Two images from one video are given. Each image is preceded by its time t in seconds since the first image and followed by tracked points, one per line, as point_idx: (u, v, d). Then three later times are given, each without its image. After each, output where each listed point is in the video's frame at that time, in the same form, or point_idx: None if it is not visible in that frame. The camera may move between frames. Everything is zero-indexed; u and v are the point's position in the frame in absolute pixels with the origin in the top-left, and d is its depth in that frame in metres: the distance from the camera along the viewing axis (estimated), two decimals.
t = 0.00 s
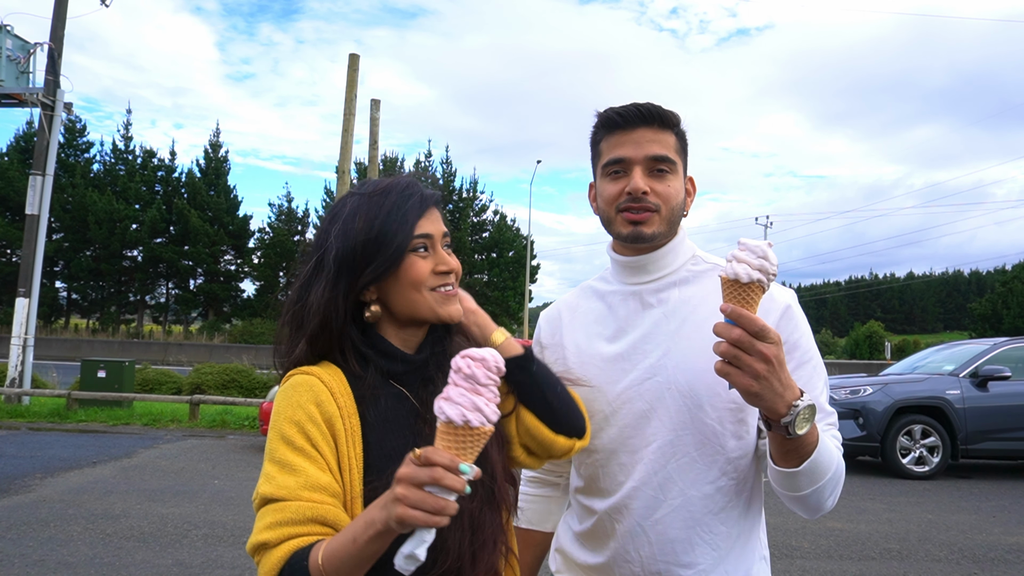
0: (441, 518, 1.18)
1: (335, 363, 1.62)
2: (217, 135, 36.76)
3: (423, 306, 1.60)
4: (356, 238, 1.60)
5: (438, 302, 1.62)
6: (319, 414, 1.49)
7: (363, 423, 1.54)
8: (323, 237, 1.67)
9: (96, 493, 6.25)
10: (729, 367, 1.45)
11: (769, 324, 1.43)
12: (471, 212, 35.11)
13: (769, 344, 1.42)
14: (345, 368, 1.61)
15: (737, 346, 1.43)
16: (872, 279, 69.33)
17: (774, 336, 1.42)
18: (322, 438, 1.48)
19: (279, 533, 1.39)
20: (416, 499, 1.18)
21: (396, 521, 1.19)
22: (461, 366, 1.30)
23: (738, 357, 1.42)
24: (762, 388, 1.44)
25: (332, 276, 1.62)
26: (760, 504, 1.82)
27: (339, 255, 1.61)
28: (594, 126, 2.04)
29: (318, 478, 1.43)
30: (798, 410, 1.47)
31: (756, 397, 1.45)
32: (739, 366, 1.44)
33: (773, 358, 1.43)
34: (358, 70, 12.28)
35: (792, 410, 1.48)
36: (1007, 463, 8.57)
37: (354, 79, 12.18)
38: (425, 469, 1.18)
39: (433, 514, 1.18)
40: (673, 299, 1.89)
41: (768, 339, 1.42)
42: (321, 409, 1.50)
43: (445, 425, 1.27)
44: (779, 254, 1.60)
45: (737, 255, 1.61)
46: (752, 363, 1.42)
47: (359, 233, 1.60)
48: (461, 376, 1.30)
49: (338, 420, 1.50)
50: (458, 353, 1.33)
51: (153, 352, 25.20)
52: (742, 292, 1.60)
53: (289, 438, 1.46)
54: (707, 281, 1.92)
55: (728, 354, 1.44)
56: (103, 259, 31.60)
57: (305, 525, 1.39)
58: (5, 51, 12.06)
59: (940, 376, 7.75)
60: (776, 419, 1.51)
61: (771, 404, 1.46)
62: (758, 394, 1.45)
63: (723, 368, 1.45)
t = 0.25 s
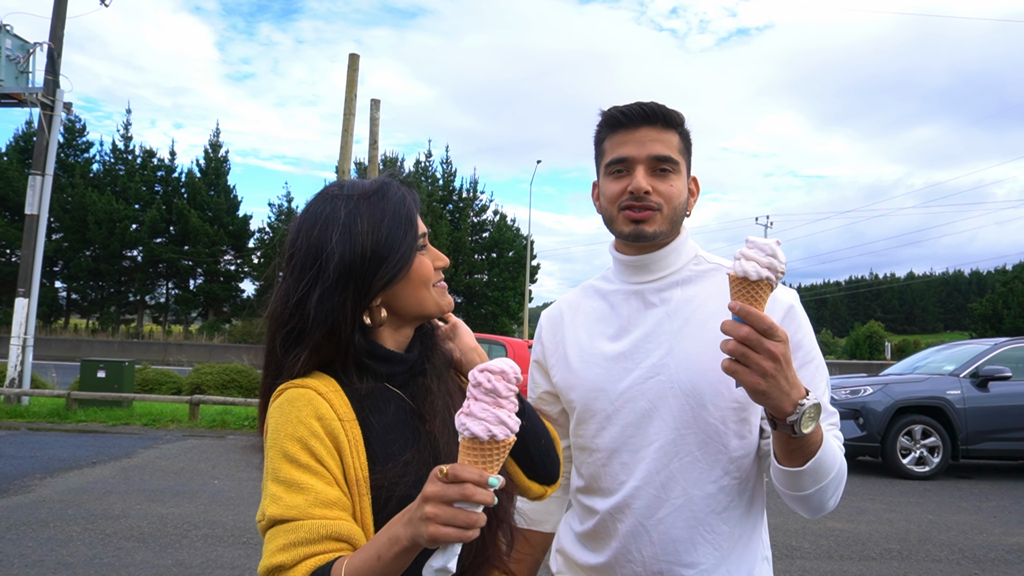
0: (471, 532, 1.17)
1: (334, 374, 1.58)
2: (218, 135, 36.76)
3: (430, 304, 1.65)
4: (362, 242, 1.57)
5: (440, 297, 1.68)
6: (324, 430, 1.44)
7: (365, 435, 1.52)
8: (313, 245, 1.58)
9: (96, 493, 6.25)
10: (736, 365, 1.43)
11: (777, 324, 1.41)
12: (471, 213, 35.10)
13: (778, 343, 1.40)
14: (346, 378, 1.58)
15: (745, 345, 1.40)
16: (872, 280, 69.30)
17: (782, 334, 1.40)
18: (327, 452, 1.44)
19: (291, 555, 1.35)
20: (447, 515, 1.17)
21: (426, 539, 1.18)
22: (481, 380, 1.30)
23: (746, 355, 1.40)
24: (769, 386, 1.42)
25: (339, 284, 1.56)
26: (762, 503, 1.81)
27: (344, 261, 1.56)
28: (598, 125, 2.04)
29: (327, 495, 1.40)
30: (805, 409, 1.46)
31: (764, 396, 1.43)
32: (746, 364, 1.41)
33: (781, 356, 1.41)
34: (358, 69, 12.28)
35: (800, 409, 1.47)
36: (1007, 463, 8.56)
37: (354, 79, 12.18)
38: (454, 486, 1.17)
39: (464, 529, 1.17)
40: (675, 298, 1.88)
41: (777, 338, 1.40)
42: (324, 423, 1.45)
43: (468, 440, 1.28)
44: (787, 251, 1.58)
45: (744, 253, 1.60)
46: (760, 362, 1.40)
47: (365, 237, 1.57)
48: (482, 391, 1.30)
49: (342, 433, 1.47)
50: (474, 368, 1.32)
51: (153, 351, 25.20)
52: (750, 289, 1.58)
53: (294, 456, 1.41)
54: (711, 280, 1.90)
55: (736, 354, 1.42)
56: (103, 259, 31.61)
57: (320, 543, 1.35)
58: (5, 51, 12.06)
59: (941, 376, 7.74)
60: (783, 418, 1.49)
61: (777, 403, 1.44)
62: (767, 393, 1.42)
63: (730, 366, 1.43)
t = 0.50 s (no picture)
0: (468, 543, 1.19)
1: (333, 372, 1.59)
2: (218, 135, 36.75)
3: (432, 299, 1.67)
4: (363, 235, 1.59)
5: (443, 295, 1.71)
6: (323, 431, 1.44)
7: (365, 439, 1.52)
8: (313, 240, 1.60)
9: (96, 493, 6.26)
10: (740, 366, 1.44)
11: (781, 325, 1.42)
12: (471, 213, 35.10)
13: (782, 344, 1.41)
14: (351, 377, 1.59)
15: (749, 346, 1.41)
16: (872, 280, 69.33)
17: (786, 335, 1.41)
18: (327, 454, 1.44)
19: (289, 557, 1.35)
20: (446, 527, 1.17)
21: (424, 551, 1.18)
22: (486, 393, 1.29)
23: (750, 356, 1.41)
24: (773, 387, 1.43)
25: (341, 277, 1.57)
26: (765, 503, 1.81)
27: (345, 253, 1.57)
28: (605, 124, 2.04)
29: (326, 497, 1.40)
30: (808, 411, 1.47)
31: (767, 396, 1.44)
32: (750, 365, 1.42)
33: (785, 357, 1.42)
34: (358, 70, 12.29)
35: (803, 410, 1.47)
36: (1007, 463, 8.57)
37: (354, 79, 12.18)
38: (455, 498, 1.18)
39: (461, 542, 1.18)
40: (678, 299, 1.90)
41: (781, 340, 1.41)
42: (325, 426, 1.45)
43: (471, 452, 1.29)
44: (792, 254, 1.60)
45: (749, 255, 1.61)
46: (764, 362, 1.41)
47: (367, 230, 1.59)
48: (487, 404, 1.30)
49: (341, 435, 1.47)
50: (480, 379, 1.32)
51: (153, 352, 25.22)
52: (755, 291, 1.59)
53: (294, 456, 1.41)
54: (714, 281, 1.92)
55: (739, 354, 1.43)
56: (103, 258, 31.61)
57: (316, 546, 1.35)
58: (5, 51, 12.06)
59: (941, 376, 7.75)
60: (787, 419, 1.50)
61: (782, 404, 1.45)
62: (770, 393, 1.43)
63: (734, 367, 1.44)
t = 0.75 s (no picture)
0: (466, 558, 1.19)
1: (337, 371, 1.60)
2: (218, 135, 36.76)
3: (446, 305, 1.65)
4: (383, 233, 1.58)
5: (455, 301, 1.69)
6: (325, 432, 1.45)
7: (366, 440, 1.53)
8: (333, 234, 1.59)
9: (96, 493, 6.26)
10: (745, 369, 1.44)
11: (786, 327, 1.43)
12: (471, 213, 35.11)
13: (787, 346, 1.42)
14: (356, 379, 1.59)
15: (755, 348, 1.42)
16: (872, 279, 69.33)
17: (791, 338, 1.42)
18: (328, 454, 1.44)
19: (288, 555, 1.36)
20: (444, 540, 1.18)
21: (421, 564, 1.18)
22: (487, 408, 1.30)
23: (756, 359, 1.42)
24: (779, 390, 1.43)
25: (359, 274, 1.57)
26: (767, 503, 1.82)
27: (363, 250, 1.56)
28: (606, 125, 2.05)
29: (327, 498, 1.40)
30: (813, 414, 1.47)
31: (772, 399, 1.44)
32: (756, 368, 1.43)
33: (790, 359, 1.42)
34: (358, 70, 12.29)
35: (809, 413, 1.47)
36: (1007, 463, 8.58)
37: (354, 79, 12.19)
38: (453, 512, 1.18)
39: (458, 557, 1.18)
40: (681, 300, 1.90)
41: (786, 342, 1.41)
42: (327, 426, 1.46)
43: (471, 467, 1.30)
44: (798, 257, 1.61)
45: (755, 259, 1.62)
46: (769, 365, 1.41)
47: (387, 229, 1.58)
48: (487, 418, 1.31)
49: (343, 437, 1.47)
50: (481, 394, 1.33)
51: (153, 351, 25.23)
52: (761, 293, 1.60)
53: (296, 456, 1.41)
54: (718, 281, 1.92)
55: (745, 357, 1.43)
56: (103, 258, 31.61)
57: (315, 546, 1.36)
58: (5, 51, 12.07)
59: (940, 376, 7.76)
60: (793, 421, 1.50)
61: (786, 407, 1.45)
62: (776, 396, 1.44)
63: (739, 370, 1.44)
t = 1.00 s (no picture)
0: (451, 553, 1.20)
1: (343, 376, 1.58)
2: (218, 135, 36.75)
3: (440, 306, 1.59)
4: (370, 238, 1.56)
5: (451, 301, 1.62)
6: (320, 428, 1.45)
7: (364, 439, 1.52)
8: (323, 242, 1.60)
9: (96, 493, 6.25)
10: (751, 370, 1.43)
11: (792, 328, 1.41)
12: (471, 213, 35.10)
13: (793, 348, 1.40)
14: (353, 381, 1.58)
15: (760, 349, 1.40)
16: (872, 280, 69.30)
17: (797, 339, 1.40)
18: (324, 451, 1.45)
19: (281, 550, 1.37)
20: (430, 537, 1.18)
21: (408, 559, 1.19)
22: (481, 405, 1.26)
23: (761, 360, 1.40)
24: (783, 391, 1.42)
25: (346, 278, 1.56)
26: (768, 502, 1.81)
27: (352, 257, 1.55)
28: (608, 123, 2.04)
29: (321, 493, 1.41)
30: (816, 415, 1.46)
31: (777, 400, 1.43)
32: (760, 369, 1.41)
33: (795, 360, 1.41)
34: (358, 70, 12.28)
35: (812, 414, 1.47)
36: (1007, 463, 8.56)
37: (354, 79, 12.18)
38: (441, 508, 1.19)
39: (443, 552, 1.19)
40: (684, 298, 1.88)
41: (792, 343, 1.40)
42: (323, 423, 1.46)
43: (461, 462, 1.25)
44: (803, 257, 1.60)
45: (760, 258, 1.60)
46: (775, 366, 1.40)
47: (374, 230, 1.56)
48: (481, 415, 1.27)
49: (339, 434, 1.47)
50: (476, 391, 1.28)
51: (152, 352, 25.23)
52: (767, 294, 1.58)
53: (292, 452, 1.42)
54: (720, 279, 1.90)
55: (751, 358, 1.41)
56: (103, 259, 31.60)
57: (308, 540, 1.37)
58: (5, 51, 12.06)
59: (941, 376, 7.74)
60: (796, 422, 1.49)
61: (791, 408, 1.44)
62: (780, 397, 1.42)
63: (743, 371, 1.43)
